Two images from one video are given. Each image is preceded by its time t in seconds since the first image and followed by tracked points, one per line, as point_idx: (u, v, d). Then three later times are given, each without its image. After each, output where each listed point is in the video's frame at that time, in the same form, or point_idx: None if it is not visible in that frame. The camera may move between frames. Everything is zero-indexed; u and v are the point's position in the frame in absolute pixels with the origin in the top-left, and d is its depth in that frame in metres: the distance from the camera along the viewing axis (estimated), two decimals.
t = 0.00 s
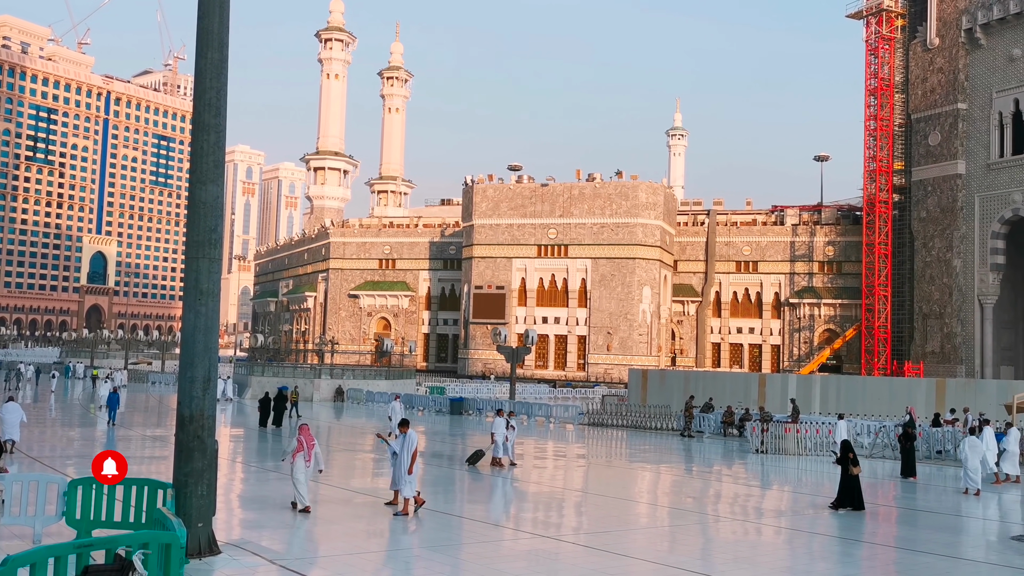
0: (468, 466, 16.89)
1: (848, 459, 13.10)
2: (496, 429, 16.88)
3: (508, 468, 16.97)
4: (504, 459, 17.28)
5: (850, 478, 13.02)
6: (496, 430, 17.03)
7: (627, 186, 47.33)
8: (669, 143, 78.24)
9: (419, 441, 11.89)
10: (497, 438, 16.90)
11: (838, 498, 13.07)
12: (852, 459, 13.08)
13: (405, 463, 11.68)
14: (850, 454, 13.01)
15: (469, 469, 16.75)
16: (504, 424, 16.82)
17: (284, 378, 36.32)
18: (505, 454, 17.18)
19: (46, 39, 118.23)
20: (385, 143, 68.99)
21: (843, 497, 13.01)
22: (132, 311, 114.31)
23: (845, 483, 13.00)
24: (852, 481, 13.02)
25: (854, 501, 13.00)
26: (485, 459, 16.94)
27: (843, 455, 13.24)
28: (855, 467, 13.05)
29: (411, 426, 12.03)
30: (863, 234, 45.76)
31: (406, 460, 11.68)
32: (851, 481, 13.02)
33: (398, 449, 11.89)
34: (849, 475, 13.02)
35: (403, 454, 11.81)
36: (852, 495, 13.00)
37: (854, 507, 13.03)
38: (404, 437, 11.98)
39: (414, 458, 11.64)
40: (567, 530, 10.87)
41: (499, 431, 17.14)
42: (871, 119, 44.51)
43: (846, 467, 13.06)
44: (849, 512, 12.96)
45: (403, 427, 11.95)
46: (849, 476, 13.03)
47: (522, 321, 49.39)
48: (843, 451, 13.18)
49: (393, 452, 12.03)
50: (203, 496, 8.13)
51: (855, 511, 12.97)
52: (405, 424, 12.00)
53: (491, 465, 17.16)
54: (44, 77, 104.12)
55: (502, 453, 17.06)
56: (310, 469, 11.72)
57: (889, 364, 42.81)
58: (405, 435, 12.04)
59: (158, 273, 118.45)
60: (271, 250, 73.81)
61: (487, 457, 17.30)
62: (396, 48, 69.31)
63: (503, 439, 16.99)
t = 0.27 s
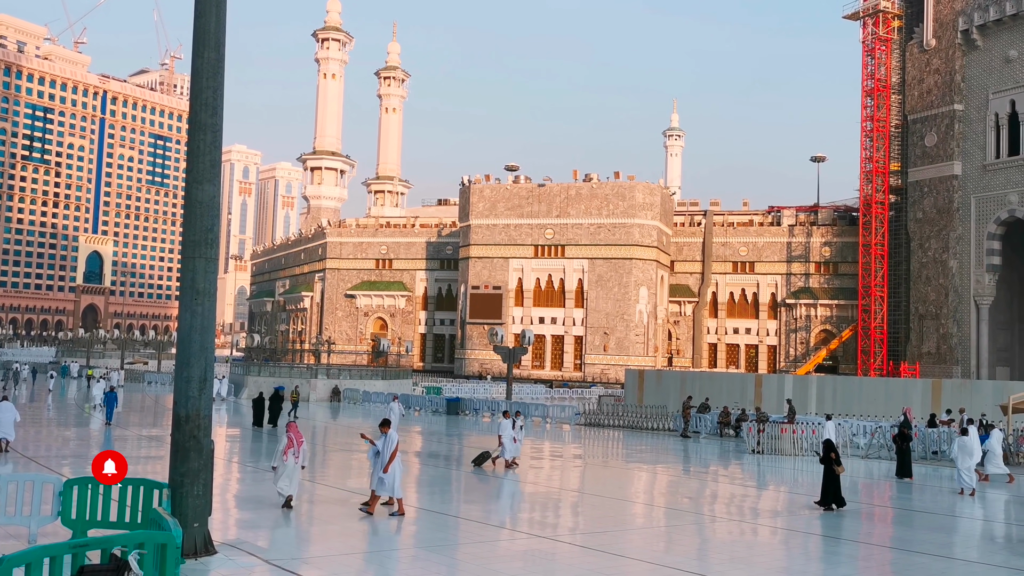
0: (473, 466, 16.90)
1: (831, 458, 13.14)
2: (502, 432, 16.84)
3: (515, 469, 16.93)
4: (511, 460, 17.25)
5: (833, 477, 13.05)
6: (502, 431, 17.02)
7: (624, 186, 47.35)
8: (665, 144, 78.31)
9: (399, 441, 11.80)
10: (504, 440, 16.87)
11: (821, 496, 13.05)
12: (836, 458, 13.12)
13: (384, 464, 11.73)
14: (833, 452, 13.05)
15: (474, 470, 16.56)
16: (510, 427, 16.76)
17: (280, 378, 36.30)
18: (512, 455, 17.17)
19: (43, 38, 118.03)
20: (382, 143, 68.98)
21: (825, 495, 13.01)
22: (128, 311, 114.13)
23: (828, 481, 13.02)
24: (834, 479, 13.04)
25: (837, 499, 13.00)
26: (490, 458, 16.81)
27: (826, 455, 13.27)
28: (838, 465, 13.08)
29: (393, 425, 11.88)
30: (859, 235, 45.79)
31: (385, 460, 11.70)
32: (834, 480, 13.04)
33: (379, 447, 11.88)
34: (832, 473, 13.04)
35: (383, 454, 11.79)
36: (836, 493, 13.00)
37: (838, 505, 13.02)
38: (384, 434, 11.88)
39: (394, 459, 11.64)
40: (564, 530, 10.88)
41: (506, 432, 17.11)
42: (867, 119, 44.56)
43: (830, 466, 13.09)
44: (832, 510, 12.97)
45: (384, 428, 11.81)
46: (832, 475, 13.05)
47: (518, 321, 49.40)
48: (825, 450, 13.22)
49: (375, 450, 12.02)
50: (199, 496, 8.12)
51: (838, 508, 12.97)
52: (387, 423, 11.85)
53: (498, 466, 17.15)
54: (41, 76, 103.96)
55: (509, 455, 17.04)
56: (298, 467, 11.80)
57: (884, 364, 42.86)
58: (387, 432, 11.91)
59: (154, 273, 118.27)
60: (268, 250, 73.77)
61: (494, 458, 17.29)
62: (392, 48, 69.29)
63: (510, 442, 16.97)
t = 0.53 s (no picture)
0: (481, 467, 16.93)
1: (814, 460, 13.15)
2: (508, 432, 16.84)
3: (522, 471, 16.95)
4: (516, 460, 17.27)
5: (816, 478, 13.05)
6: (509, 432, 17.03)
7: (621, 186, 47.37)
8: (662, 144, 78.34)
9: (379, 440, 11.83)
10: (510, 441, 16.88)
11: (804, 497, 13.03)
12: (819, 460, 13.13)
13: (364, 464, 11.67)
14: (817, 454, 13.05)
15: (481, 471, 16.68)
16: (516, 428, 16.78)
17: (277, 378, 36.25)
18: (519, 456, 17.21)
19: (39, 37, 117.80)
20: (379, 143, 68.96)
21: (807, 496, 12.99)
22: (124, 311, 113.90)
23: (811, 483, 13.01)
24: (818, 480, 13.04)
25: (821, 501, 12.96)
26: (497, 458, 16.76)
27: (810, 457, 13.31)
28: (821, 467, 13.09)
29: (372, 425, 11.97)
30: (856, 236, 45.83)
31: (365, 460, 11.65)
32: (817, 481, 13.04)
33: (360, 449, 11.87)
34: (816, 474, 13.05)
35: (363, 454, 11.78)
36: (819, 495, 12.98)
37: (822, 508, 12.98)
38: (364, 435, 11.94)
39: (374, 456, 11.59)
40: (560, 530, 10.89)
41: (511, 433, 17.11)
42: (864, 121, 44.60)
43: (813, 467, 13.10)
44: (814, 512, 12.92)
45: (363, 427, 11.91)
46: (815, 476, 13.07)
47: (515, 321, 49.40)
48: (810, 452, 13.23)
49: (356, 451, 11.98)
50: (194, 496, 8.11)
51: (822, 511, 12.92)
52: (366, 423, 11.97)
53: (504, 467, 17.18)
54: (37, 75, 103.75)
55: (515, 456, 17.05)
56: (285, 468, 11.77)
57: (880, 365, 42.89)
58: (366, 433, 12.00)
59: (150, 272, 118.05)
60: (264, 250, 73.69)
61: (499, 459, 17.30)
62: (390, 48, 69.27)
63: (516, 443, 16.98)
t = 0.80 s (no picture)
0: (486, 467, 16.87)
1: (795, 459, 12.97)
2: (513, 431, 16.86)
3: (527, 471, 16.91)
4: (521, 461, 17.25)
5: (798, 478, 12.92)
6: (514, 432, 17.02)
7: (617, 186, 47.39)
8: (658, 144, 78.37)
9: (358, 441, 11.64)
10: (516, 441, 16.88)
11: (789, 498, 12.93)
12: (798, 458, 12.97)
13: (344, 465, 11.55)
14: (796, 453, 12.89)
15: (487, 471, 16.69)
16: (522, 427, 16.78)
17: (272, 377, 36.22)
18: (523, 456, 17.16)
19: (34, 36, 117.50)
20: (375, 143, 68.93)
21: (792, 497, 12.89)
22: (118, 310, 113.71)
23: (794, 482, 12.89)
24: (800, 480, 12.92)
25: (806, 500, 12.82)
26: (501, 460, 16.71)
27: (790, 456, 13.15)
28: (803, 466, 12.96)
29: (353, 424, 11.78)
30: (851, 236, 45.89)
31: (345, 461, 11.53)
32: (800, 480, 12.92)
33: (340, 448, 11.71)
34: (797, 474, 12.92)
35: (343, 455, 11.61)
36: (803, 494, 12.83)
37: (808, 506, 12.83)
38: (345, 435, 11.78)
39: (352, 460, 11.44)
40: (556, 530, 10.89)
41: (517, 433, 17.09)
42: (859, 121, 44.66)
43: (795, 467, 12.97)
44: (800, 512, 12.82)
45: (343, 428, 11.74)
46: (797, 476, 12.94)
47: (511, 321, 49.40)
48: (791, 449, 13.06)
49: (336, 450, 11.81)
50: (189, 496, 8.10)
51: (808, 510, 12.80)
52: (347, 423, 11.81)
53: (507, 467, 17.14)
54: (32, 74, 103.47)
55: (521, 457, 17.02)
56: (268, 463, 11.86)
57: (875, 365, 42.95)
58: (348, 433, 11.82)
59: (146, 272, 117.84)
60: (259, 250, 73.62)
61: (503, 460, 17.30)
62: (385, 48, 69.22)
63: (522, 443, 16.96)
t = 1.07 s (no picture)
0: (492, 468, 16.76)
1: (779, 460, 12.97)
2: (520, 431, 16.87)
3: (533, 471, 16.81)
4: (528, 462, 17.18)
5: (781, 478, 12.97)
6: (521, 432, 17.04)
7: (612, 186, 47.41)
8: (653, 144, 78.42)
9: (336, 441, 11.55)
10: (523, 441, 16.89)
11: (771, 497, 12.98)
12: (782, 459, 12.98)
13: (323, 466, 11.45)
14: (781, 455, 12.89)
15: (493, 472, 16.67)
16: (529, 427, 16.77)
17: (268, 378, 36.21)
18: (530, 457, 17.08)
19: (28, 36, 117.19)
20: (370, 143, 68.87)
21: (776, 496, 12.95)
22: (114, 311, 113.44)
23: (777, 482, 12.95)
24: (783, 480, 12.98)
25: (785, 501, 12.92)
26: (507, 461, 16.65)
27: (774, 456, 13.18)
28: (786, 466, 12.99)
29: (331, 424, 11.77)
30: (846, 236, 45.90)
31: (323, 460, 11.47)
32: (783, 481, 12.98)
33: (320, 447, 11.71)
34: (780, 474, 12.97)
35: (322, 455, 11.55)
36: (783, 495, 12.92)
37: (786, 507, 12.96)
38: (324, 435, 11.73)
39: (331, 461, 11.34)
40: (552, 530, 10.88)
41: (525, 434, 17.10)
42: (854, 121, 44.72)
43: (778, 466, 13.00)
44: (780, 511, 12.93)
45: (322, 428, 11.71)
46: (780, 476, 12.99)
47: (506, 321, 49.39)
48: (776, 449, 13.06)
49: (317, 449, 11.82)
50: (185, 497, 8.08)
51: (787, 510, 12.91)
52: (326, 423, 11.78)
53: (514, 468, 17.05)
54: (26, 74, 103.17)
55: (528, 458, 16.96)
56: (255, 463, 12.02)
57: (870, 364, 43.00)
58: (327, 433, 11.76)
59: (141, 272, 117.59)
60: (255, 250, 73.56)
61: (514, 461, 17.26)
62: (381, 48, 69.18)
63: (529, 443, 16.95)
